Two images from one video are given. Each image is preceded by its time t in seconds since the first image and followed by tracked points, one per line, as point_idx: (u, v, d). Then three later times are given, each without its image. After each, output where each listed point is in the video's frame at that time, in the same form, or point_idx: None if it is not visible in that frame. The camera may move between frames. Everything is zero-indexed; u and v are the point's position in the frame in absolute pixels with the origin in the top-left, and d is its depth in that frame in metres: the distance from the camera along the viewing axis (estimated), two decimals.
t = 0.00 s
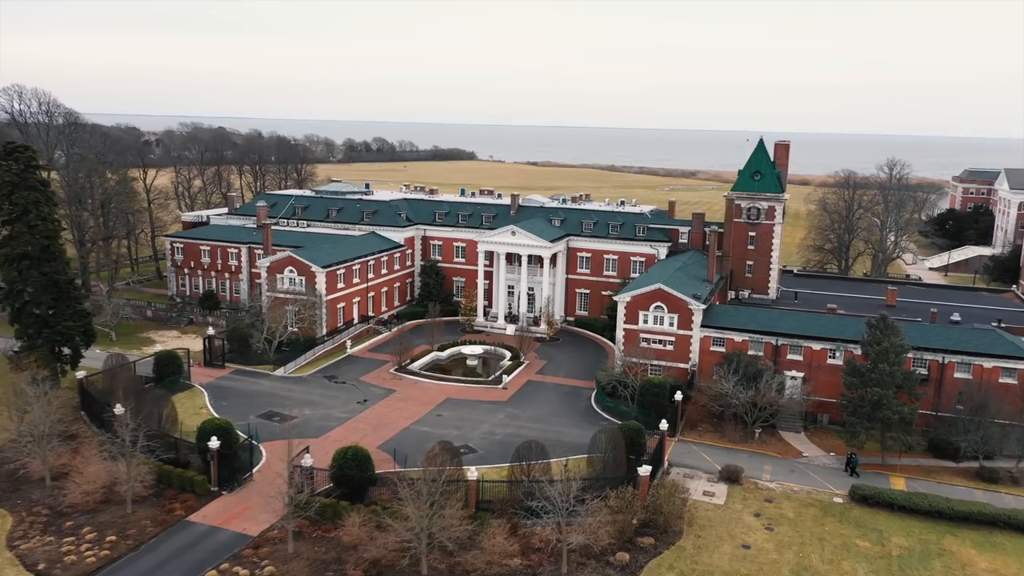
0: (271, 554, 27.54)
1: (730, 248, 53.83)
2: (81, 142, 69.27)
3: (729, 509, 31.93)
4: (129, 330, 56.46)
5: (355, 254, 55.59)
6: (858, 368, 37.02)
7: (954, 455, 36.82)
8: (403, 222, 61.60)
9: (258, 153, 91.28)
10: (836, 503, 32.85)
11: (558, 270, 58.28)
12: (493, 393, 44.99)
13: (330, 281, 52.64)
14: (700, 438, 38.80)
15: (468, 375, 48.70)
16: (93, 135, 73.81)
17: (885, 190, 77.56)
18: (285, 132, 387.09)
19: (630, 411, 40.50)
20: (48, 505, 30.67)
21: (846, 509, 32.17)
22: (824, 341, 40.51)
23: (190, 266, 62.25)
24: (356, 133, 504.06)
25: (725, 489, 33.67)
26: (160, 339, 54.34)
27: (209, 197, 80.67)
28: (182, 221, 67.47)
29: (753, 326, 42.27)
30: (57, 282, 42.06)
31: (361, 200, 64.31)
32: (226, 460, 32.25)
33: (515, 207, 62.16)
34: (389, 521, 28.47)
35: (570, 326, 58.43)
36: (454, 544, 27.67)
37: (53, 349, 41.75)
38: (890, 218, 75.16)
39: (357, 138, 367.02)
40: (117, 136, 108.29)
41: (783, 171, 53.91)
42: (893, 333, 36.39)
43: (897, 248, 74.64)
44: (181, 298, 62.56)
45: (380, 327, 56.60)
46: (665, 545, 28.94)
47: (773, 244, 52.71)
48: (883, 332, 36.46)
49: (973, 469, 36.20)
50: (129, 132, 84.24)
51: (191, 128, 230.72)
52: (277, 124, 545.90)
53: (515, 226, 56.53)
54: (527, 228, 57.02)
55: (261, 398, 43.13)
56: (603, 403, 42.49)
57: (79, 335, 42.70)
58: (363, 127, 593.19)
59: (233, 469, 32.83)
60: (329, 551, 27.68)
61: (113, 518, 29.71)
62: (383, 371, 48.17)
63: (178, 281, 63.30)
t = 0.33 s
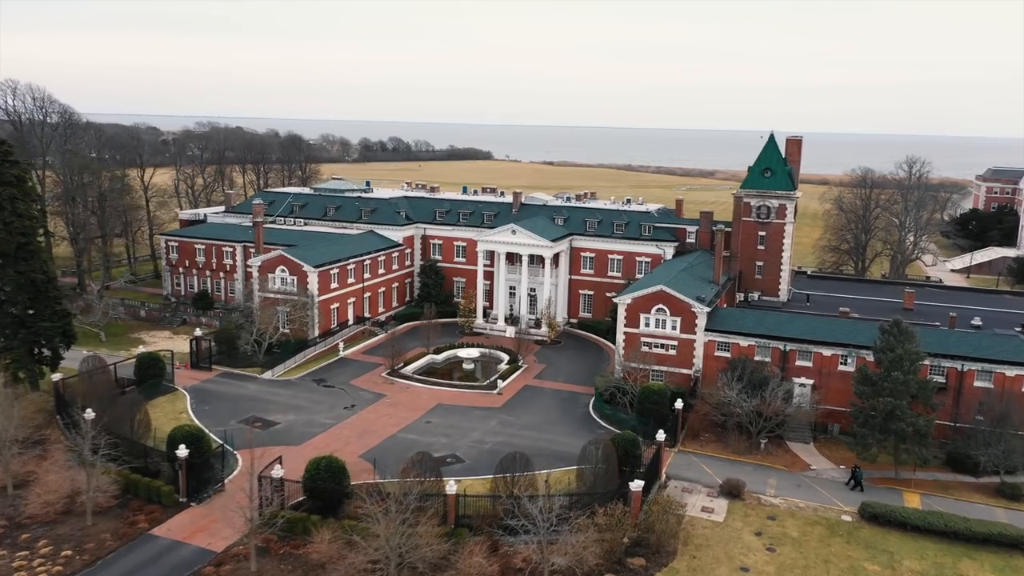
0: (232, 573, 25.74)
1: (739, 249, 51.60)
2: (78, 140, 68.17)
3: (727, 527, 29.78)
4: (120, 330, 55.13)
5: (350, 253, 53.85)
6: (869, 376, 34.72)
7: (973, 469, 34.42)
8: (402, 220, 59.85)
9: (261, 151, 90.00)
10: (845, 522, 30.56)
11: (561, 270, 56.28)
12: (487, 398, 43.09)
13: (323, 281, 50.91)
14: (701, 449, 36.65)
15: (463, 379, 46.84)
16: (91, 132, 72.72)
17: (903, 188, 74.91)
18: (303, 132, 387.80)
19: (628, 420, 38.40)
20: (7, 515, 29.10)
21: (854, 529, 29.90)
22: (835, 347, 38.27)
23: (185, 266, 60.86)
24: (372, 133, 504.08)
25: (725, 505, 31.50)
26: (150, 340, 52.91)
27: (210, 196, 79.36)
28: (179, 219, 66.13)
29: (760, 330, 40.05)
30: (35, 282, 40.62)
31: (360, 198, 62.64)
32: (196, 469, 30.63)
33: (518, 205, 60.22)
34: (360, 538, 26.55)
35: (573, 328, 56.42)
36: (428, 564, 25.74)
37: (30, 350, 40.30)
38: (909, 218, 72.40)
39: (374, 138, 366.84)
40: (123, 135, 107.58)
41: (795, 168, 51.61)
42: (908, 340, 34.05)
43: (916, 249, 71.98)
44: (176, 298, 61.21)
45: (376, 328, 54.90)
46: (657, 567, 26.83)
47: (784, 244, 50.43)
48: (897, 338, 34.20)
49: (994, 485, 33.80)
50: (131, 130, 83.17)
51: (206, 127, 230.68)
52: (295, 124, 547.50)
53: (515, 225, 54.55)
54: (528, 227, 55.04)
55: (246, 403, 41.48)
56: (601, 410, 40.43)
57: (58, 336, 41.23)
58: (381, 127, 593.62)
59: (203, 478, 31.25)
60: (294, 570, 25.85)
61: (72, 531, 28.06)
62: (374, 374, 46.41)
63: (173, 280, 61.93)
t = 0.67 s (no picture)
0: None
1: (749, 249, 49.33)
2: (74, 136, 67.06)
3: (724, 548, 27.64)
4: (110, 330, 53.81)
5: (344, 252, 52.11)
6: (882, 387, 32.42)
7: (994, 486, 32.02)
8: (401, 218, 58.05)
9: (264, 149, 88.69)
10: (853, 543, 28.30)
11: (564, 271, 54.26)
12: (480, 404, 41.19)
13: (315, 280, 49.20)
14: (702, 462, 34.51)
15: (457, 384, 44.97)
16: (89, 129, 71.64)
17: (925, 187, 72.09)
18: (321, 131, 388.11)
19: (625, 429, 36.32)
20: None
21: (863, 552, 27.63)
22: (847, 353, 35.93)
23: (180, 264, 59.48)
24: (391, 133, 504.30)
25: (723, 523, 29.36)
26: (138, 341, 51.49)
27: (212, 194, 78.02)
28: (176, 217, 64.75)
29: (766, 335, 37.82)
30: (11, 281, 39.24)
31: (358, 196, 60.94)
32: (162, 479, 28.87)
33: (520, 203, 58.24)
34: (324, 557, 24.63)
35: (576, 331, 54.39)
36: None
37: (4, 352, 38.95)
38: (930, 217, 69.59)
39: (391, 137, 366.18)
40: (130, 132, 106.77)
41: (808, 164, 49.26)
42: (923, 348, 31.73)
43: (937, 250, 69.23)
44: (170, 298, 59.84)
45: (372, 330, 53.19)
46: None
47: (795, 244, 48.10)
48: (911, 345, 31.89)
49: (1016, 503, 31.40)
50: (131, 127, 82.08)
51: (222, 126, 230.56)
52: (314, 124, 548.80)
53: (515, 224, 52.55)
54: (529, 226, 53.04)
55: (227, 408, 39.86)
56: (597, 419, 38.38)
57: (35, 336, 39.93)
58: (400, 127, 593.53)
59: (167, 488, 29.52)
60: None
61: (24, 545, 26.44)
62: (365, 378, 44.64)
63: (168, 279, 60.57)
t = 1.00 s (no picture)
0: None
1: (758, 249, 47.00)
2: (70, 133, 65.86)
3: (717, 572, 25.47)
4: (99, 331, 52.40)
5: (337, 250, 50.35)
6: (893, 398, 30.12)
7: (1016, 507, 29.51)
8: (398, 217, 56.23)
9: (267, 147, 87.44)
10: (860, 568, 25.99)
11: (565, 272, 52.21)
12: (469, 411, 39.22)
13: (305, 280, 47.43)
14: (700, 477, 32.29)
15: (448, 389, 43.06)
16: (86, 126, 70.48)
17: (947, 187, 69.24)
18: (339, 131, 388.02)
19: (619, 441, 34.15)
20: None
21: None
22: (858, 361, 33.61)
23: (173, 263, 58.05)
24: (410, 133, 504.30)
25: (717, 544, 27.22)
26: (126, 342, 50.02)
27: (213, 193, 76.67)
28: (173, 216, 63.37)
29: (772, 341, 35.55)
30: None
31: (356, 193, 59.23)
32: (119, 491, 27.13)
33: (522, 202, 56.24)
34: None
35: (577, 334, 52.33)
36: None
37: None
38: (951, 218, 66.79)
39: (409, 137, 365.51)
40: (137, 130, 105.86)
41: (820, 161, 46.90)
42: (939, 356, 29.37)
43: (959, 251, 66.45)
44: (164, 297, 58.44)
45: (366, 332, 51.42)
46: None
47: (807, 244, 45.74)
48: (926, 354, 29.54)
49: None
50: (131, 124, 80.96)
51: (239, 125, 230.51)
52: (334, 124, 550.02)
53: (515, 223, 50.51)
54: (528, 224, 51.02)
55: (206, 413, 38.19)
56: (591, 429, 36.28)
57: (9, 337, 38.38)
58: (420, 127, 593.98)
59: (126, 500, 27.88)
60: None
61: None
62: (352, 383, 42.82)
63: (162, 278, 59.17)
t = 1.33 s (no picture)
0: None
1: (766, 251, 44.66)
2: (64, 128, 64.54)
3: None
4: (85, 332, 50.94)
5: (328, 250, 48.53)
6: (904, 412, 27.72)
7: None
8: (393, 215, 54.38)
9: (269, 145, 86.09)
10: None
11: (565, 273, 50.10)
12: (455, 420, 37.24)
13: (292, 281, 45.63)
14: (695, 495, 30.06)
15: (437, 395, 41.11)
16: (82, 122, 69.22)
17: (969, 186, 66.39)
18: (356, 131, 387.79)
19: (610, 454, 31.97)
20: None
21: None
22: (868, 371, 31.23)
23: (164, 263, 56.56)
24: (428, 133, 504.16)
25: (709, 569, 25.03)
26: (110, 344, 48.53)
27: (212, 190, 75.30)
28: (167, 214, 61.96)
29: (776, 348, 33.24)
30: None
31: (351, 191, 57.47)
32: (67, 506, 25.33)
33: (522, 200, 54.20)
34: None
35: (578, 338, 50.21)
36: None
37: None
38: (972, 218, 63.94)
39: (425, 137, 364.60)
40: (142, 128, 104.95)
41: (833, 157, 44.34)
42: (954, 368, 26.94)
43: (981, 253, 63.62)
44: (155, 297, 56.98)
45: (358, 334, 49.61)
46: None
47: (817, 245, 43.36)
48: (940, 365, 27.07)
49: None
50: (129, 120, 79.67)
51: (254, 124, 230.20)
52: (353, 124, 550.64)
53: (511, 222, 48.43)
54: (526, 224, 48.95)
55: (181, 419, 36.48)
56: (582, 441, 34.14)
57: None
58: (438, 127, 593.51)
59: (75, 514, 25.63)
60: None
61: None
62: (337, 388, 40.98)
63: (153, 278, 57.72)
